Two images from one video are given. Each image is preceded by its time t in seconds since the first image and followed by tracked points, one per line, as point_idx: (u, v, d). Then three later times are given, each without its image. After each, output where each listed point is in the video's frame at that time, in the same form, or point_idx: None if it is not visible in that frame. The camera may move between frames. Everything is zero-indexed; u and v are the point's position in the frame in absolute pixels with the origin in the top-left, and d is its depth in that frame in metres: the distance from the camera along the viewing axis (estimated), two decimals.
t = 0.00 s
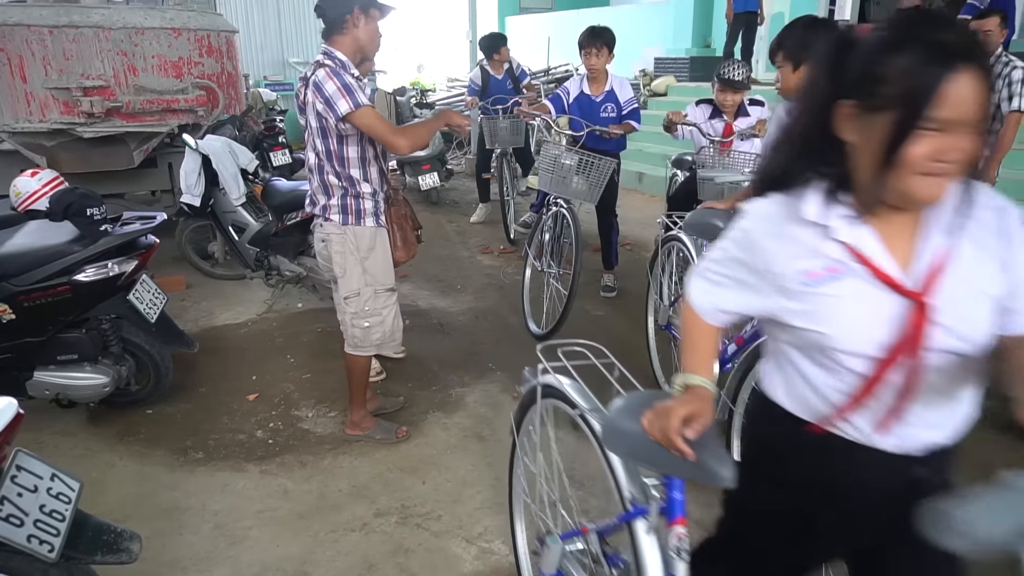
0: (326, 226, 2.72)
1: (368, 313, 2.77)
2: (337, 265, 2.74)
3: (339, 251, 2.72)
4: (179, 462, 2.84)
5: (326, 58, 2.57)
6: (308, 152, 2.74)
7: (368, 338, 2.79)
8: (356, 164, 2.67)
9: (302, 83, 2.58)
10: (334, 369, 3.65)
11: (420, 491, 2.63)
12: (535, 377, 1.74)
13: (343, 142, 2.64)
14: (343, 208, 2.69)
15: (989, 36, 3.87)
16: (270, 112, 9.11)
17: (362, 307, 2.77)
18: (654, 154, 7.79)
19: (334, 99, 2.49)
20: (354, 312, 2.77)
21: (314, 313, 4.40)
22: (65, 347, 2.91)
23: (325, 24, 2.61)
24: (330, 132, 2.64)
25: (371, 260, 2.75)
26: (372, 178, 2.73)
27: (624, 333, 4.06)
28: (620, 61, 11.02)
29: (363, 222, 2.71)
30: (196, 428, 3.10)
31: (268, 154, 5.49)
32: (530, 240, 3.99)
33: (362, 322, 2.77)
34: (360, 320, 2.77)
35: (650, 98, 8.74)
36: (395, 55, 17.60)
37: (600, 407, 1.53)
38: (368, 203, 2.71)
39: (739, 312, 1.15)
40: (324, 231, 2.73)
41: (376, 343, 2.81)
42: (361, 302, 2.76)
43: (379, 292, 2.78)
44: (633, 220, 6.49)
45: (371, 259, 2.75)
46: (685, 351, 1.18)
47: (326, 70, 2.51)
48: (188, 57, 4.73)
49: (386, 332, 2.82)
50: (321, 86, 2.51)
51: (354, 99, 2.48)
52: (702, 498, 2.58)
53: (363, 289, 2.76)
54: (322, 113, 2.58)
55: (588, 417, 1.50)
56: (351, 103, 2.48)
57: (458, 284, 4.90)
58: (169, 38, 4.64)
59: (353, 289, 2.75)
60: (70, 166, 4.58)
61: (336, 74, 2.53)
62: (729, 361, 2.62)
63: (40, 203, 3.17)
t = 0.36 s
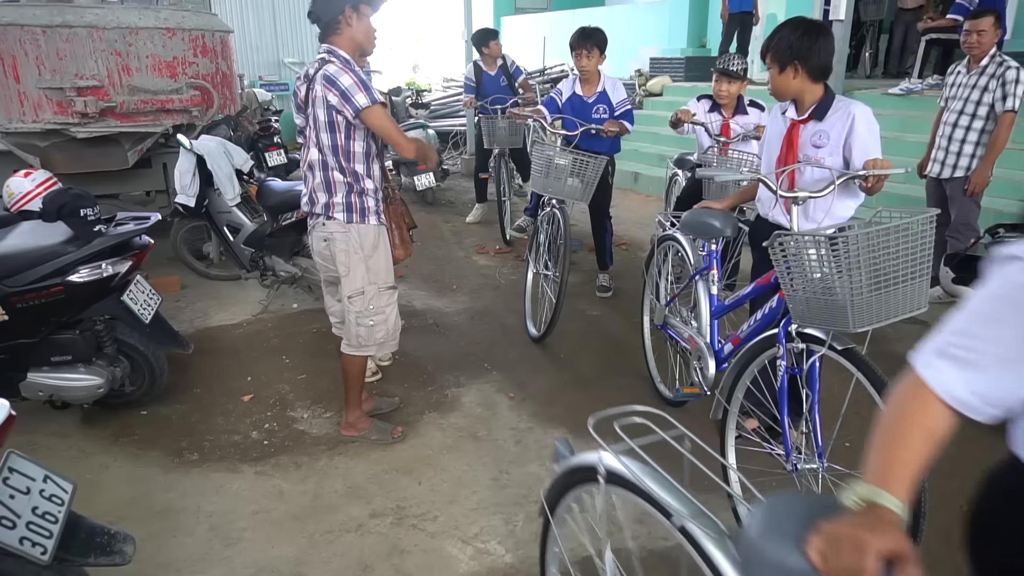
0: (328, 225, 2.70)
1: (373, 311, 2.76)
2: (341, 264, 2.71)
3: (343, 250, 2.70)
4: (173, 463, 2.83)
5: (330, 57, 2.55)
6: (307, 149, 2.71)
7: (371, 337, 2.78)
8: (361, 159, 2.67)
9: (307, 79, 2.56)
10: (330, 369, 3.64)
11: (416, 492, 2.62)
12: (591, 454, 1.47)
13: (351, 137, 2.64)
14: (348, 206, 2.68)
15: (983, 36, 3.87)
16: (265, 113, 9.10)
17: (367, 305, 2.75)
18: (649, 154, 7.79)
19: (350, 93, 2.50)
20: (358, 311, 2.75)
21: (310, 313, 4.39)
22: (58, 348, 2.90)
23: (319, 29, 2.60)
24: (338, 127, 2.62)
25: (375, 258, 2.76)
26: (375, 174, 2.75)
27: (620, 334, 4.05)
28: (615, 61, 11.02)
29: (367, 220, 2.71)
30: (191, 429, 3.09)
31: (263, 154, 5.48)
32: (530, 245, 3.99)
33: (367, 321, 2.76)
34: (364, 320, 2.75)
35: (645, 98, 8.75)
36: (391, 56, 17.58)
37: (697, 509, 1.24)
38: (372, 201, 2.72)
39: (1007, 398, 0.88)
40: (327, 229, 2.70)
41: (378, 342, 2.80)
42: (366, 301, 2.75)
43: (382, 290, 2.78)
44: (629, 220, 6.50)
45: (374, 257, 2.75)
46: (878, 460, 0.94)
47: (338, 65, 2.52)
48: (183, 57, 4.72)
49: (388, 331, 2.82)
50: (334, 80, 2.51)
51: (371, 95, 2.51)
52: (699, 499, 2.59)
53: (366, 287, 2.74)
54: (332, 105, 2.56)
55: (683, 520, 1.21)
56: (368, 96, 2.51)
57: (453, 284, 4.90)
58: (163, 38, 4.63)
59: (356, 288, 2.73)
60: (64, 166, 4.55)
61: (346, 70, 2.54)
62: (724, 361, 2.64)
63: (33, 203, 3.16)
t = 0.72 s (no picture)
0: (325, 220, 2.69)
1: (364, 307, 2.76)
2: (334, 260, 2.71)
3: (337, 245, 2.70)
4: (169, 464, 2.82)
5: (330, 56, 2.54)
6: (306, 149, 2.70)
7: (362, 333, 2.79)
8: (358, 159, 2.66)
9: (305, 79, 2.55)
10: (327, 370, 3.64)
11: (413, 493, 2.62)
12: None
13: (347, 137, 2.62)
14: (344, 204, 2.67)
15: (977, 36, 3.89)
16: (261, 113, 9.08)
17: (359, 301, 2.75)
18: (646, 154, 7.80)
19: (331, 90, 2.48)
20: (350, 306, 2.75)
21: (306, 314, 4.39)
22: (54, 349, 2.89)
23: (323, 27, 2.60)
24: (334, 128, 2.61)
25: (368, 255, 2.75)
26: (373, 173, 2.74)
27: (617, 334, 4.06)
28: (612, 61, 11.04)
29: (363, 217, 2.71)
30: (187, 430, 3.08)
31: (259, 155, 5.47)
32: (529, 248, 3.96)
33: (358, 316, 2.76)
34: (356, 315, 2.75)
35: (642, 98, 8.77)
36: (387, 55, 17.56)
37: None
38: (368, 199, 2.71)
39: None
40: (322, 224, 2.70)
41: (369, 337, 2.80)
42: (358, 297, 2.75)
43: (374, 287, 2.78)
44: (625, 220, 6.50)
45: (367, 255, 2.75)
46: None
47: (335, 66, 2.50)
48: (178, 57, 4.71)
49: (380, 327, 2.82)
50: (325, 81, 2.50)
51: (348, 87, 2.47)
52: (696, 499, 2.59)
53: (359, 283, 2.74)
54: (326, 107, 2.55)
55: None
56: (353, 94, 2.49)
57: (450, 284, 4.90)
58: (159, 38, 4.61)
59: (349, 284, 2.73)
60: (59, 166, 4.55)
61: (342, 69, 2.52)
62: (723, 360, 2.65)
63: (28, 204, 3.14)
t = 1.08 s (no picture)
0: (317, 221, 2.72)
1: (355, 310, 2.77)
2: (325, 261, 2.73)
3: (330, 245, 2.71)
4: (168, 465, 2.82)
5: (322, 59, 2.57)
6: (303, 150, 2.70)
7: (353, 335, 2.79)
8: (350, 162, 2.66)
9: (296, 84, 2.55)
10: (324, 370, 3.64)
11: (411, 493, 2.63)
12: None
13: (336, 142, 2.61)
14: (335, 204, 2.68)
15: (972, 36, 3.91)
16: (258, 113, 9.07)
17: (349, 303, 2.76)
18: (642, 154, 7.81)
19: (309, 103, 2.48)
20: (340, 307, 2.76)
21: (304, 315, 4.39)
22: (52, 350, 2.89)
23: (318, 23, 2.60)
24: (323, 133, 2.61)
25: (360, 257, 2.76)
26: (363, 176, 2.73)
27: (614, 333, 4.06)
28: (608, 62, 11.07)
29: (354, 218, 2.70)
30: (185, 431, 3.08)
31: (256, 155, 5.47)
32: (525, 250, 3.91)
33: (348, 318, 2.77)
34: (346, 318, 2.76)
35: (638, 98, 8.79)
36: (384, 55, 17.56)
37: None
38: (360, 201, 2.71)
39: None
40: (315, 226, 2.73)
41: (361, 340, 2.80)
42: (348, 299, 2.76)
43: (366, 288, 2.79)
44: (622, 220, 6.52)
45: (359, 256, 2.75)
46: None
47: (315, 73, 2.50)
48: (175, 58, 4.72)
49: (372, 329, 2.82)
50: (307, 87, 2.51)
51: (326, 104, 2.47)
52: (694, 498, 2.60)
53: (350, 285, 2.76)
54: (308, 115, 2.56)
55: None
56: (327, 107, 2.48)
57: (448, 284, 4.90)
58: (156, 39, 4.61)
59: (340, 285, 2.75)
60: (56, 167, 4.56)
61: (325, 75, 2.53)
62: (722, 360, 2.66)
63: (25, 205, 3.14)
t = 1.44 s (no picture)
0: (320, 226, 2.70)
1: (364, 312, 2.77)
2: (331, 267, 2.73)
3: (334, 250, 2.71)
4: (166, 465, 2.83)
5: (320, 61, 2.55)
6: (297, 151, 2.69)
7: (362, 337, 2.80)
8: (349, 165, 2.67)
9: (298, 85, 2.53)
10: (322, 370, 3.64)
11: (410, 492, 2.63)
12: None
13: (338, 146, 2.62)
14: (339, 208, 2.68)
15: (972, 36, 3.91)
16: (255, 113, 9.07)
17: (358, 306, 2.77)
18: (640, 154, 7.82)
19: (330, 109, 2.45)
20: (349, 311, 2.76)
21: (302, 315, 4.39)
22: (50, 350, 2.90)
23: (324, 21, 2.58)
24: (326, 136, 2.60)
25: (365, 259, 2.75)
26: (364, 178, 2.74)
27: (612, 333, 4.07)
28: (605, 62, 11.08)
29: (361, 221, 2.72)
30: (184, 431, 3.08)
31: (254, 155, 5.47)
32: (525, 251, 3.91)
33: (358, 321, 2.77)
34: (355, 320, 2.77)
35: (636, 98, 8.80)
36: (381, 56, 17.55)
37: None
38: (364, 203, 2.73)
39: None
40: (318, 232, 2.72)
41: (370, 342, 2.81)
42: (356, 302, 2.76)
43: (372, 290, 2.79)
44: (620, 220, 6.53)
45: (364, 259, 2.75)
46: None
47: (325, 77, 2.47)
48: (173, 58, 4.73)
49: (381, 331, 2.83)
50: (317, 92, 2.46)
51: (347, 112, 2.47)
52: (692, 497, 2.61)
53: (357, 288, 2.75)
54: (315, 118, 2.52)
55: None
56: (347, 117, 2.47)
57: (446, 284, 4.91)
58: (153, 39, 4.63)
59: (348, 289, 2.74)
60: (53, 168, 4.53)
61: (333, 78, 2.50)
62: (719, 359, 2.67)
63: (22, 206, 3.14)
